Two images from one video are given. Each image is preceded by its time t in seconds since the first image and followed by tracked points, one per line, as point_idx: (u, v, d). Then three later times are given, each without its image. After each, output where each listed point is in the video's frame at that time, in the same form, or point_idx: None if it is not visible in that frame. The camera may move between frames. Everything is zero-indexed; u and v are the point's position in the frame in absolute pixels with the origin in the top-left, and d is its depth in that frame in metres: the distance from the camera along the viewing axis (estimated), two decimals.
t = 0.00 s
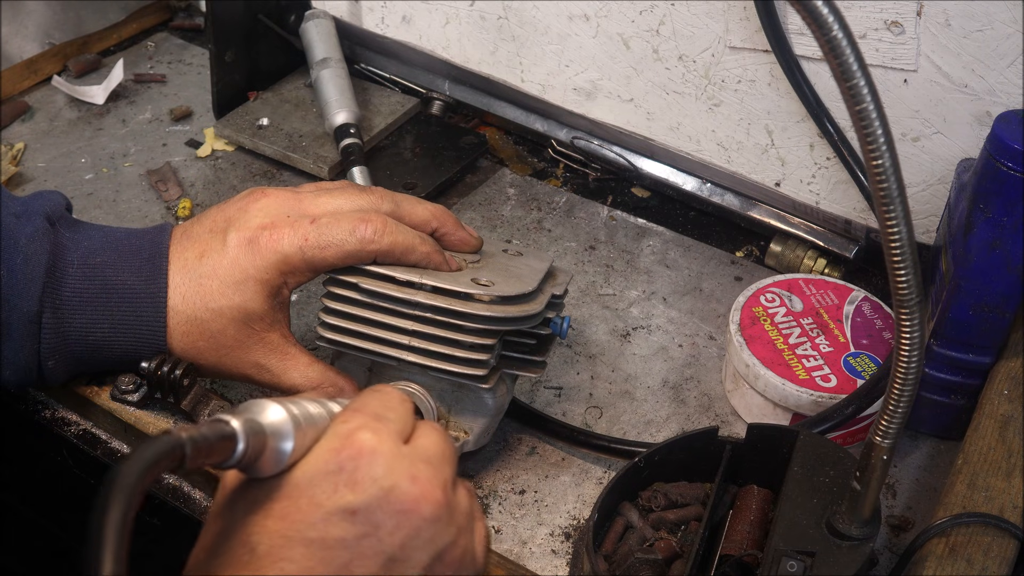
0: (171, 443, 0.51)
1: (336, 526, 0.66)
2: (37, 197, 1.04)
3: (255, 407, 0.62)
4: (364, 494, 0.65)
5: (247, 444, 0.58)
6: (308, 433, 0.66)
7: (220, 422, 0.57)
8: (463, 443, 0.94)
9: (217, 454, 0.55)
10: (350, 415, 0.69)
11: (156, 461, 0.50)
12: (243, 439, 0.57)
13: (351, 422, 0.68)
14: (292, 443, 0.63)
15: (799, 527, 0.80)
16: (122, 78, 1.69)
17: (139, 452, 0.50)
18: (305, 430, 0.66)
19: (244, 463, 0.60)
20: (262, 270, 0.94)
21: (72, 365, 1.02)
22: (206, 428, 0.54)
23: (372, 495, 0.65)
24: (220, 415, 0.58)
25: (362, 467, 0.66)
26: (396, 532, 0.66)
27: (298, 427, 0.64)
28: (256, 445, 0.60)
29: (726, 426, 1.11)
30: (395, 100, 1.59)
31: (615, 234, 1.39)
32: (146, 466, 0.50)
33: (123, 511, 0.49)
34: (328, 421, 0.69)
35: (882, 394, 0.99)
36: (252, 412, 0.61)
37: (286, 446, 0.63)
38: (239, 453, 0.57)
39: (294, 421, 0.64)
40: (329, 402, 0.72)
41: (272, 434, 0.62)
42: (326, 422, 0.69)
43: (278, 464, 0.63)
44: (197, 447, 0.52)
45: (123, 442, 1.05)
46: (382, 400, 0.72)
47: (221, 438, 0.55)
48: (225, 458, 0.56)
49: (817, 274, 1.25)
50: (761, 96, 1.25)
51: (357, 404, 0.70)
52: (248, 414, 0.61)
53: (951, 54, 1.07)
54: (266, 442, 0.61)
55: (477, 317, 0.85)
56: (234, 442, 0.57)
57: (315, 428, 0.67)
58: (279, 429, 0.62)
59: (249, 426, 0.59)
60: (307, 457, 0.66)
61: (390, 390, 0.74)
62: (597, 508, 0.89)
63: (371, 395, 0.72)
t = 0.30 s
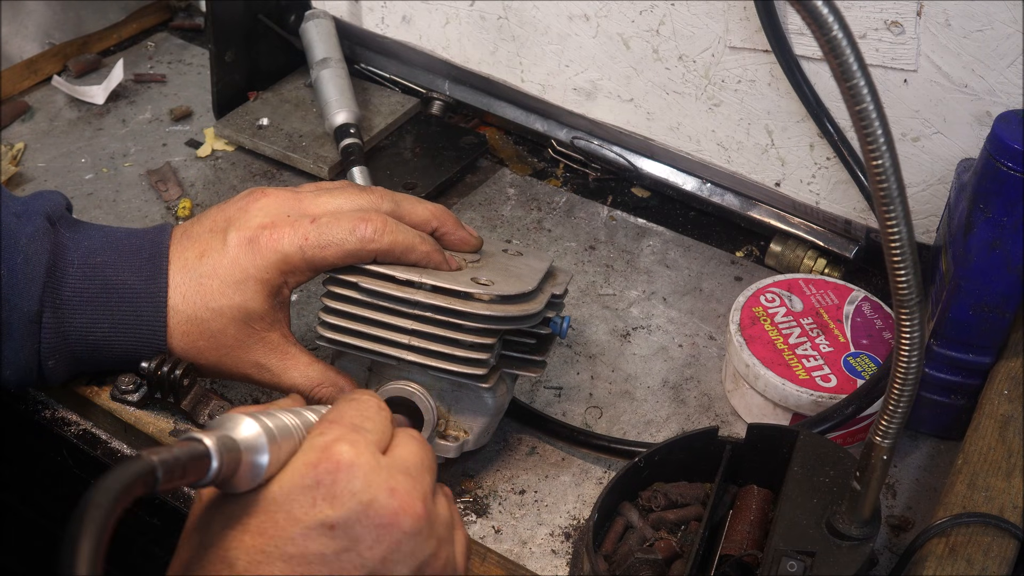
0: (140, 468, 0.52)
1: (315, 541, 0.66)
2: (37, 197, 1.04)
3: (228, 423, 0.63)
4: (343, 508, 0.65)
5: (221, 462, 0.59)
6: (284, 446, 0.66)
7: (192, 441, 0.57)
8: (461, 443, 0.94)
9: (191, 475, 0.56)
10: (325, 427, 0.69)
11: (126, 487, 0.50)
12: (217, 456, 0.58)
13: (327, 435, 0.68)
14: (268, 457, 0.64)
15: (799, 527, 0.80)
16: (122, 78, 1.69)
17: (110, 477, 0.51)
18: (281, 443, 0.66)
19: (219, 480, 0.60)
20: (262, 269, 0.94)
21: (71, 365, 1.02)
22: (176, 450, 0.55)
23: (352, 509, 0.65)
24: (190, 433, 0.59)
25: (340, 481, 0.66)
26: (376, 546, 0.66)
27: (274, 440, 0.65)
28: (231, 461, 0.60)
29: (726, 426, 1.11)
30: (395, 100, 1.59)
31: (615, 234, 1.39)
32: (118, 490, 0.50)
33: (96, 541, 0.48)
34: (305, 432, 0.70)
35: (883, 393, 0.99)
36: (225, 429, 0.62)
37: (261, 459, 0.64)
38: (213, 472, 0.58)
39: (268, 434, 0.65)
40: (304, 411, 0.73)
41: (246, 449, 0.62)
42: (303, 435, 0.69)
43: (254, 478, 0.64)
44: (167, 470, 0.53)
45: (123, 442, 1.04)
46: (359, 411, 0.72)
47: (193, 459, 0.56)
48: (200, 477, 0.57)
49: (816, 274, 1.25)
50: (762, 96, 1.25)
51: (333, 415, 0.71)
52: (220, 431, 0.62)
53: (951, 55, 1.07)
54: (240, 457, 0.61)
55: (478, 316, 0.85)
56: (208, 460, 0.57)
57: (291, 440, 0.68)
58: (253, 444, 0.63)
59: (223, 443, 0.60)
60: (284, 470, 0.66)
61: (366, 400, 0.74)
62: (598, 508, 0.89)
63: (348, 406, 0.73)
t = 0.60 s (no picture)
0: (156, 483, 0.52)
1: (330, 552, 0.66)
2: (37, 197, 1.04)
3: (243, 433, 0.62)
4: (358, 518, 0.66)
5: (236, 474, 0.58)
6: (300, 457, 0.65)
7: (208, 454, 0.57)
8: (461, 443, 0.94)
9: (208, 489, 0.56)
10: (340, 435, 0.69)
11: (144, 500, 0.51)
12: (232, 468, 0.57)
13: (342, 443, 0.68)
14: (284, 467, 0.63)
15: (799, 527, 0.80)
16: (122, 78, 1.69)
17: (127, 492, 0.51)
18: (297, 453, 0.65)
19: (235, 492, 0.60)
20: (262, 269, 0.94)
21: (71, 365, 1.02)
22: (193, 463, 0.54)
23: (367, 519, 0.66)
24: (207, 447, 0.58)
25: (355, 491, 0.66)
26: (391, 556, 0.67)
27: (289, 451, 0.64)
28: (246, 473, 0.59)
29: (726, 426, 1.11)
30: (395, 100, 1.59)
31: (615, 234, 1.39)
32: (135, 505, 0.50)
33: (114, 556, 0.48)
34: (320, 440, 0.69)
35: (882, 393, 0.99)
36: (240, 440, 0.61)
37: (277, 469, 0.63)
38: (229, 484, 0.57)
39: (284, 444, 0.63)
40: (319, 418, 0.72)
41: (261, 460, 0.61)
42: (319, 443, 0.69)
43: (270, 488, 0.63)
44: (184, 483, 0.53)
45: (123, 442, 1.04)
46: (375, 417, 0.72)
47: (209, 472, 0.55)
48: (216, 490, 0.56)
49: (817, 274, 1.25)
50: (762, 96, 1.25)
51: (348, 422, 0.71)
52: (235, 443, 0.60)
53: (951, 55, 1.07)
54: (255, 469, 0.60)
55: (478, 316, 0.85)
56: (224, 472, 0.57)
57: (307, 450, 0.67)
58: (268, 454, 0.62)
59: (237, 456, 0.59)
60: (300, 479, 0.66)
61: (381, 406, 0.74)
62: (597, 508, 0.88)
63: (363, 412, 0.72)
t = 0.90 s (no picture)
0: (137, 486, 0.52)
1: (317, 552, 0.66)
2: (38, 197, 1.04)
3: (229, 435, 0.63)
4: (345, 519, 0.65)
5: (220, 475, 0.58)
6: (286, 457, 0.66)
7: (192, 455, 0.57)
8: (461, 444, 0.94)
9: (190, 490, 0.55)
10: (328, 437, 0.69)
11: (125, 503, 0.51)
12: (216, 470, 0.57)
13: (329, 445, 0.68)
14: (269, 468, 0.64)
15: (799, 527, 0.80)
16: (122, 78, 1.69)
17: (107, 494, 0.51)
18: (283, 454, 0.66)
19: (220, 493, 0.60)
20: (262, 269, 0.94)
21: (71, 365, 1.02)
22: (175, 465, 0.54)
23: (354, 519, 0.65)
24: (191, 447, 0.59)
25: (342, 492, 0.66)
26: (379, 557, 0.66)
27: (275, 452, 0.65)
28: (231, 474, 0.60)
29: (726, 426, 1.11)
30: (395, 100, 1.59)
31: (615, 234, 1.39)
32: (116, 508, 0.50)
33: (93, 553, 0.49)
34: (307, 442, 0.69)
35: (882, 393, 0.99)
36: (226, 442, 0.62)
37: (263, 471, 0.63)
38: (213, 486, 0.57)
39: (270, 445, 0.64)
40: (307, 419, 0.72)
41: (247, 461, 0.62)
42: (306, 445, 0.69)
43: (256, 489, 0.64)
44: (165, 486, 0.53)
45: (123, 442, 1.04)
46: (363, 418, 0.72)
47: (192, 473, 0.55)
48: (199, 492, 0.56)
49: (816, 274, 1.25)
50: (762, 96, 1.25)
51: (336, 424, 0.71)
52: (221, 443, 0.61)
53: (951, 54, 1.07)
54: (241, 470, 0.61)
55: (478, 316, 0.85)
56: (208, 474, 0.57)
57: (294, 451, 0.67)
58: (254, 456, 0.62)
59: (223, 456, 0.59)
60: (287, 480, 0.66)
61: (370, 407, 0.74)
62: (598, 508, 0.89)
63: (352, 413, 0.73)
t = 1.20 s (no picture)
0: (151, 478, 0.52)
1: (331, 544, 0.66)
2: (38, 196, 1.04)
3: (243, 428, 0.63)
4: (358, 510, 0.65)
5: (235, 467, 0.58)
6: (299, 449, 0.66)
7: (207, 446, 0.57)
8: (462, 443, 0.95)
9: (206, 481, 0.56)
10: (339, 429, 0.69)
11: (138, 496, 0.51)
12: (231, 462, 0.58)
13: (340, 438, 0.68)
14: (283, 461, 0.64)
15: (799, 527, 0.80)
16: (122, 78, 1.69)
17: (120, 487, 0.52)
18: (296, 446, 0.66)
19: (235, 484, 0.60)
20: (262, 269, 0.94)
21: (71, 365, 1.02)
22: (190, 456, 0.55)
23: (367, 511, 0.65)
24: (206, 439, 0.59)
25: (355, 483, 0.66)
26: (392, 548, 0.66)
27: (288, 444, 0.65)
28: (245, 466, 0.60)
29: (726, 426, 1.11)
30: (395, 100, 1.59)
31: (615, 234, 1.39)
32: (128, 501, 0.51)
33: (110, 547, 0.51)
34: (319, 435, 0.69)
35: (882, 393, 0.99)
36: (239, 434, 0.62)
37: (276, 464, 0.63)
38: (228, 477, 0.58)
39: (283, 439, 0.64)
40: (318, 414, 0.72)
41: (261, 454, 0.62)
42: (318, 438, 0.69)
43: (270, 482, 0.64)
44: (180, 478, 0.53)
45: (123, 442, 1.05)
46: (374, 411, 0.72)
47: (208, 465, 0.55)
48: (214, 483, 0.57)
49: (816, 274, 1.25)
50: (762, 96, 1.25)
51: (347, 417, 0.71)
52: (234, 435, 0.61)
53: (951, 55, 1.07)
54: (255, 463, 0.61)
55: (479, 315, 0.85)
56: (223, 466, 0.57)
57: (306, 443, 0.67)
58: (267, 449, 0.62)
59: (237, 448, 0.59)
60: (300, 472, 0.66)
61: (380, 400, 0.74)
62: (597, 508, 0.89)
63: (362, 407, 0.73)
